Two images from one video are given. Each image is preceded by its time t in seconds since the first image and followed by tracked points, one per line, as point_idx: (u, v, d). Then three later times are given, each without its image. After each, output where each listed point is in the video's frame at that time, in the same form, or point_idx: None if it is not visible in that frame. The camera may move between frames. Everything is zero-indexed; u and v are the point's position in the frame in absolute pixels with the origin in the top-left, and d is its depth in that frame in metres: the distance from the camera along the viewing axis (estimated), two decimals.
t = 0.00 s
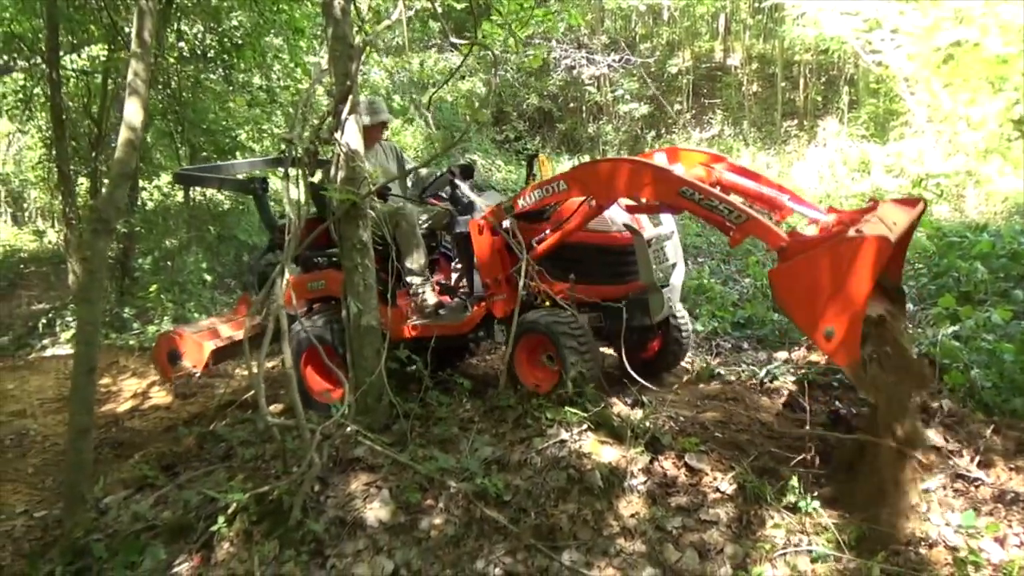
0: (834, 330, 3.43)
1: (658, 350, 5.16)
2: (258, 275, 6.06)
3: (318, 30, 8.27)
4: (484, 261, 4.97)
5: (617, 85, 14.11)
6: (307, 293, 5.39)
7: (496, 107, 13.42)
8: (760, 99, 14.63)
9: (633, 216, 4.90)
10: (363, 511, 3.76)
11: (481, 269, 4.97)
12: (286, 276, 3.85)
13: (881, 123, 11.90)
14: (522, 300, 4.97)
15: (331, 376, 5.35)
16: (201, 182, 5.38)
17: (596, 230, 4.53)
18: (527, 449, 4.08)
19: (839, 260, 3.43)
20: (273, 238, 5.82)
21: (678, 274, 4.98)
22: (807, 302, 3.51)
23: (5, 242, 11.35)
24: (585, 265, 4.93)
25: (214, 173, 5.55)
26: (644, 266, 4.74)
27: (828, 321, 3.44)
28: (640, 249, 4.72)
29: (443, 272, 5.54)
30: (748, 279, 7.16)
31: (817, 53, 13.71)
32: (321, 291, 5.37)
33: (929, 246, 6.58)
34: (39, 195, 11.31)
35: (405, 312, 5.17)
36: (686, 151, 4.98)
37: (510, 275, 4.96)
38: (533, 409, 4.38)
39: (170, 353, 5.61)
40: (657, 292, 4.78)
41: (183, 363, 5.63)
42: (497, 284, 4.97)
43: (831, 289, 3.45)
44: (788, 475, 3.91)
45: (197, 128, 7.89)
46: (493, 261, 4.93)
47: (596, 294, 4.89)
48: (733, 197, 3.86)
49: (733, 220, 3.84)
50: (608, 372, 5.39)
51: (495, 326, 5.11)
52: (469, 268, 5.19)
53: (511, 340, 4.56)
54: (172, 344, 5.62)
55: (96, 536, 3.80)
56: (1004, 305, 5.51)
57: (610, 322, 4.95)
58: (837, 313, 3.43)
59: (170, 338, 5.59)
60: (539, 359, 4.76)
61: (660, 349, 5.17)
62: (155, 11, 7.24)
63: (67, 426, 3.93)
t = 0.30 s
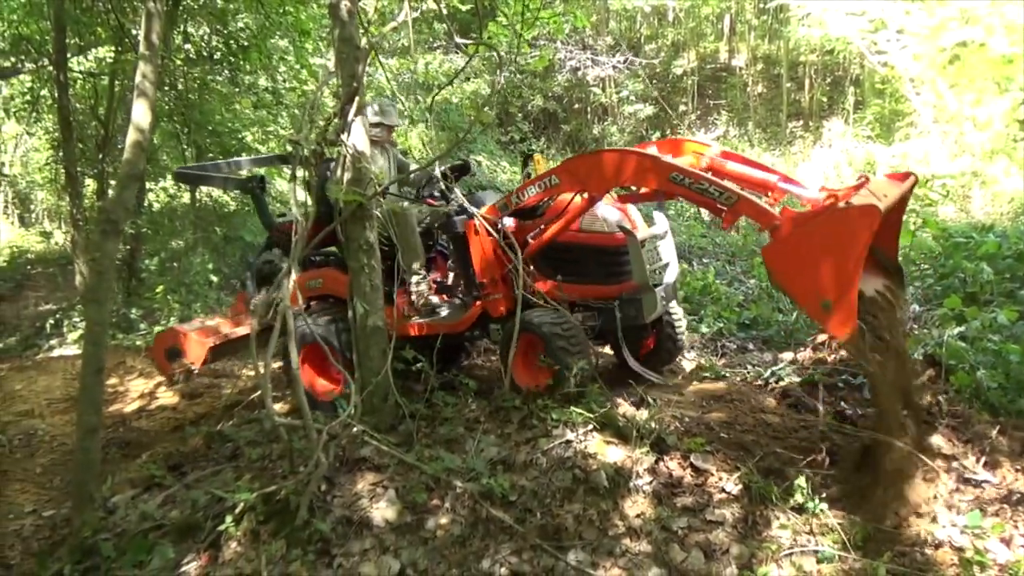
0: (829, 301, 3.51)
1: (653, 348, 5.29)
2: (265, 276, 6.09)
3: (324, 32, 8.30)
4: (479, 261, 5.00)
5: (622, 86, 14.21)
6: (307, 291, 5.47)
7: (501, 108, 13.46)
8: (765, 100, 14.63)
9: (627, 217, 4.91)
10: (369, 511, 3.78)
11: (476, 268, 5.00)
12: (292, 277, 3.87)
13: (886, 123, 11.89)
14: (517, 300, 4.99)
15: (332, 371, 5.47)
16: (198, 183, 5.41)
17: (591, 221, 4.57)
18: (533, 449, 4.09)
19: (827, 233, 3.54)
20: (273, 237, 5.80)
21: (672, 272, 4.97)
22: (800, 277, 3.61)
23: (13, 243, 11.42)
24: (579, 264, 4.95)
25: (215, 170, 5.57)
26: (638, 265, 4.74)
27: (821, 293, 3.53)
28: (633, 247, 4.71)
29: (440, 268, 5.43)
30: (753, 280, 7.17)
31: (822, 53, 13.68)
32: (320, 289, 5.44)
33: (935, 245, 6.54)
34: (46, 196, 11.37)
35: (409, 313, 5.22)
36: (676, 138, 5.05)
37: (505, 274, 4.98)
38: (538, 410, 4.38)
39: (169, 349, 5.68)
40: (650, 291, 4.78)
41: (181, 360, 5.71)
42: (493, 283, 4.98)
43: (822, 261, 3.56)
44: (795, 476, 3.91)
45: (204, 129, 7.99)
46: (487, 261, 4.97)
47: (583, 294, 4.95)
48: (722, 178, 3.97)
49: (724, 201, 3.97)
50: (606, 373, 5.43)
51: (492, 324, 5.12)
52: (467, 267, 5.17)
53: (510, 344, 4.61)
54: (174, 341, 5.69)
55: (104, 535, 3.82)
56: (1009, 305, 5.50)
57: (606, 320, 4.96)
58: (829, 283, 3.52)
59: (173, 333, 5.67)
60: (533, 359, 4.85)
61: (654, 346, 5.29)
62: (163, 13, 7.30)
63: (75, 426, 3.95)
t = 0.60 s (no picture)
0: (825, 283, 3.64)
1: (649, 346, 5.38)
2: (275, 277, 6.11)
3: (334, 34, 8.33)
4: (478, 263, 5.07)
5: (631, 88, 14.36)
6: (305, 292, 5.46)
7: (511, 111, 13.50)
8: (775, 102, 14.61)
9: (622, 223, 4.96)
10: (380, 512, 3.79)
11: (475, 270, 5.08)
12: (304, 278, 3.89)
13: (897, 126, 11.83)
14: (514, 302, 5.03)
15: (332, 369, 5.41)
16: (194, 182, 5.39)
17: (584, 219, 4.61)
18: (542, 451, 4.09)
19: (820, 214, 3.65)
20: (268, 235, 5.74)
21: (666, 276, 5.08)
22: (795, 260, 3.71)
23: (25, 244, 11.50)
24: (575, 268, 4.97)
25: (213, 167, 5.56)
26: (632, 270, 4.77)
27: (818, 274, 3.65)
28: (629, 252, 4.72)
29: (437, 267, 5.57)
30: (763, 283, 7.15)
31: (833, 55, 13.62)
32: (318, 290, 5.43)
33: (946, 248, 6.52)
34: (58, 197, 11.46)
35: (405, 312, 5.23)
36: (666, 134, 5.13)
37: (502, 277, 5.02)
38: (547, 412, 4.38)
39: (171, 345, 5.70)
40: (644, 295, 4.82)
41: (182, 358, 5.73)
42: (491, 285, 5.04)
43: (817, 243, 3.66)
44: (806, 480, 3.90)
45: (215, 129, 8.07)
46: (485, 262, 5.03)
47: (575, 297, 4.98)
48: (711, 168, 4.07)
49: (716, 189, 4.09)
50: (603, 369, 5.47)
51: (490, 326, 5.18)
52: (464, 269, 5.21)
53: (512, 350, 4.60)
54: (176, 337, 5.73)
55: (116, 535, 3.84)
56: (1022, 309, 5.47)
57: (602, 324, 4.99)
58: (826, 265, 3.64)
59: (176, 329, 5.71)
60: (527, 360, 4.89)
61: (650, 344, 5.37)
62: (176, 15, 7.37)
63: (88, 427, 3.97)
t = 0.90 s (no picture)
0: (812, 283, 3.80)
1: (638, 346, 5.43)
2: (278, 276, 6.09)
3: (347, 34, 8.37)
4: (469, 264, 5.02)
5: (644, 89, 14.25)
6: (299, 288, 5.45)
7: (522, 111, 13.54)
8: (788, 104, 14.57)
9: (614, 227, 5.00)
10: (388, 511, 3.79)
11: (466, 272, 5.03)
12: (314, 277, 3.89)
13: (912, 127, 11.77)
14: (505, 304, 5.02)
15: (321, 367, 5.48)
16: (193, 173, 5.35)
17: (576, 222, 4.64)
18: (551, 451, 4.07)
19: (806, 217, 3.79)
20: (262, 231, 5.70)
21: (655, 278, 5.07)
22: (784, 262, 3.86)
23: (40, 242, 11.61)
24: (567, 272, 4.99)
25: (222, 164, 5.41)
26: (622, 273, 4.80)
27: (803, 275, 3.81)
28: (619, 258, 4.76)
29: (432, 266, 5.40)
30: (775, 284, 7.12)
31: (847, 56, 13.56)
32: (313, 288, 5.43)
33: (960, 250, 6.47)
34: (74, 196, 11.55)
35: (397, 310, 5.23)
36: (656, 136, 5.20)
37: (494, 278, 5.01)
38: (557, 412, 4.36)
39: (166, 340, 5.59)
40: (633, 299, 4.82)
41: (179, 352, 5.63)
42: (484, 287, 5.02)
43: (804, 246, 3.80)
44: (816, 484, 3.87)
45: (227, 128, 8.19)
46: (477, 263, 4.98)
47: (564, 300, 5.04)
48: (700, 169, 4.14)
49: (705, 192, 4.16)
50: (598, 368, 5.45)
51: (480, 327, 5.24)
52: (455, 269, 5.14)
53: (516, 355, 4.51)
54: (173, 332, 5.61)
55: (126, 531, 3.87)
56: None
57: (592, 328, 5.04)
58: (811, 266, 3.79)
59: (173, 324, 5.59)
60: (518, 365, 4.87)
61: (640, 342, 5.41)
62: (190, 15, 7.42)
63: (100, 424, 3.99)
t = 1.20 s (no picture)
0: (773, 276, 3.87)
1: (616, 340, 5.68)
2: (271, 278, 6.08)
3: (355, 34, 8.41)
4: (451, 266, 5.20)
5: (653, 88, 14.47)
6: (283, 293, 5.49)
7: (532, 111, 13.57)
8: (798, 104, 14.53)
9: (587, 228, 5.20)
10: (395, 509, 3.79)
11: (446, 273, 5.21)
12: (322, 275, 3.89)
13: (923, 128, 11.71)
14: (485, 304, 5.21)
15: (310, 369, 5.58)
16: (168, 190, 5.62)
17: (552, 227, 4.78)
18: (558, 450, 4.06)
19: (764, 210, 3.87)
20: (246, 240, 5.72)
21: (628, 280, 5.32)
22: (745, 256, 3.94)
23: (51, 240, 11.68)
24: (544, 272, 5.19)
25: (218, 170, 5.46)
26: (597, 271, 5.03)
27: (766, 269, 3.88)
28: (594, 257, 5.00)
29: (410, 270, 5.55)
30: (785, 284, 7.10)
31: (857, 56, 13.51)
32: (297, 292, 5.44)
33: (971, 251, 6.45)
34: (84, 195, 11.64)
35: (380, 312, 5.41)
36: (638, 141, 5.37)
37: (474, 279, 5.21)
38: (564, 411, 4.35)
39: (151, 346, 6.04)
40: (609, 297, 5.07)
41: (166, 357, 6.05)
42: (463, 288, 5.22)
43: (763, 238, 3.89)
44: (825, 485, 3.85)
45: (233, 128, 8.15)
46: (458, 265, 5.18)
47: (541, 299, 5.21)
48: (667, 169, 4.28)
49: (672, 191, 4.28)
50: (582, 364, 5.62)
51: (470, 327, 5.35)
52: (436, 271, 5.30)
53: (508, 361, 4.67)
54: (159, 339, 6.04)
55: (134, 527, 3.88)
56: None
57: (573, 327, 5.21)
58: (772, 258, 3.87)
59: (158, 332, 6.00)
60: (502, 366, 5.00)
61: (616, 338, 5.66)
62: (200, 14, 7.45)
63: (108, 420, 4.01)
